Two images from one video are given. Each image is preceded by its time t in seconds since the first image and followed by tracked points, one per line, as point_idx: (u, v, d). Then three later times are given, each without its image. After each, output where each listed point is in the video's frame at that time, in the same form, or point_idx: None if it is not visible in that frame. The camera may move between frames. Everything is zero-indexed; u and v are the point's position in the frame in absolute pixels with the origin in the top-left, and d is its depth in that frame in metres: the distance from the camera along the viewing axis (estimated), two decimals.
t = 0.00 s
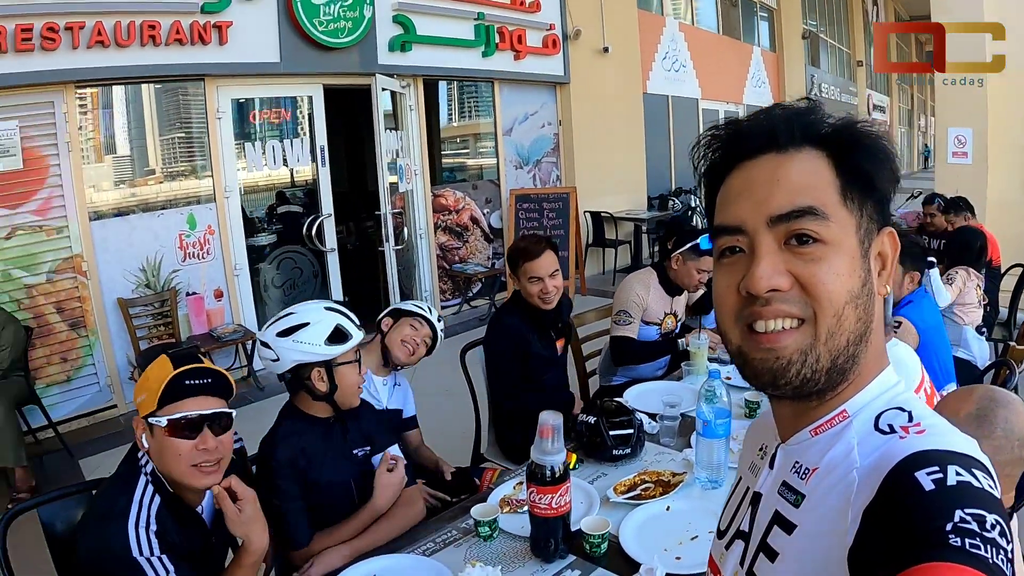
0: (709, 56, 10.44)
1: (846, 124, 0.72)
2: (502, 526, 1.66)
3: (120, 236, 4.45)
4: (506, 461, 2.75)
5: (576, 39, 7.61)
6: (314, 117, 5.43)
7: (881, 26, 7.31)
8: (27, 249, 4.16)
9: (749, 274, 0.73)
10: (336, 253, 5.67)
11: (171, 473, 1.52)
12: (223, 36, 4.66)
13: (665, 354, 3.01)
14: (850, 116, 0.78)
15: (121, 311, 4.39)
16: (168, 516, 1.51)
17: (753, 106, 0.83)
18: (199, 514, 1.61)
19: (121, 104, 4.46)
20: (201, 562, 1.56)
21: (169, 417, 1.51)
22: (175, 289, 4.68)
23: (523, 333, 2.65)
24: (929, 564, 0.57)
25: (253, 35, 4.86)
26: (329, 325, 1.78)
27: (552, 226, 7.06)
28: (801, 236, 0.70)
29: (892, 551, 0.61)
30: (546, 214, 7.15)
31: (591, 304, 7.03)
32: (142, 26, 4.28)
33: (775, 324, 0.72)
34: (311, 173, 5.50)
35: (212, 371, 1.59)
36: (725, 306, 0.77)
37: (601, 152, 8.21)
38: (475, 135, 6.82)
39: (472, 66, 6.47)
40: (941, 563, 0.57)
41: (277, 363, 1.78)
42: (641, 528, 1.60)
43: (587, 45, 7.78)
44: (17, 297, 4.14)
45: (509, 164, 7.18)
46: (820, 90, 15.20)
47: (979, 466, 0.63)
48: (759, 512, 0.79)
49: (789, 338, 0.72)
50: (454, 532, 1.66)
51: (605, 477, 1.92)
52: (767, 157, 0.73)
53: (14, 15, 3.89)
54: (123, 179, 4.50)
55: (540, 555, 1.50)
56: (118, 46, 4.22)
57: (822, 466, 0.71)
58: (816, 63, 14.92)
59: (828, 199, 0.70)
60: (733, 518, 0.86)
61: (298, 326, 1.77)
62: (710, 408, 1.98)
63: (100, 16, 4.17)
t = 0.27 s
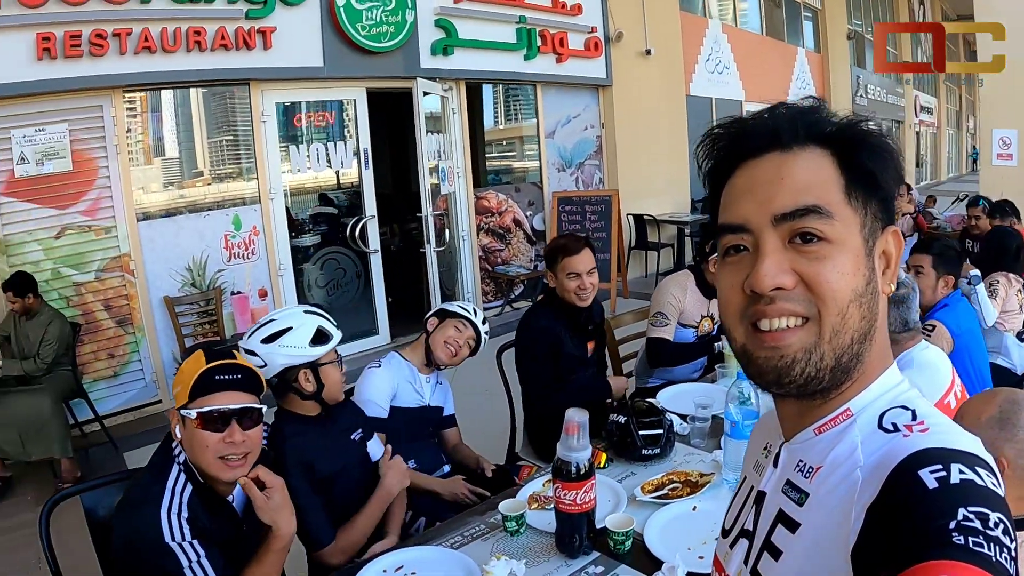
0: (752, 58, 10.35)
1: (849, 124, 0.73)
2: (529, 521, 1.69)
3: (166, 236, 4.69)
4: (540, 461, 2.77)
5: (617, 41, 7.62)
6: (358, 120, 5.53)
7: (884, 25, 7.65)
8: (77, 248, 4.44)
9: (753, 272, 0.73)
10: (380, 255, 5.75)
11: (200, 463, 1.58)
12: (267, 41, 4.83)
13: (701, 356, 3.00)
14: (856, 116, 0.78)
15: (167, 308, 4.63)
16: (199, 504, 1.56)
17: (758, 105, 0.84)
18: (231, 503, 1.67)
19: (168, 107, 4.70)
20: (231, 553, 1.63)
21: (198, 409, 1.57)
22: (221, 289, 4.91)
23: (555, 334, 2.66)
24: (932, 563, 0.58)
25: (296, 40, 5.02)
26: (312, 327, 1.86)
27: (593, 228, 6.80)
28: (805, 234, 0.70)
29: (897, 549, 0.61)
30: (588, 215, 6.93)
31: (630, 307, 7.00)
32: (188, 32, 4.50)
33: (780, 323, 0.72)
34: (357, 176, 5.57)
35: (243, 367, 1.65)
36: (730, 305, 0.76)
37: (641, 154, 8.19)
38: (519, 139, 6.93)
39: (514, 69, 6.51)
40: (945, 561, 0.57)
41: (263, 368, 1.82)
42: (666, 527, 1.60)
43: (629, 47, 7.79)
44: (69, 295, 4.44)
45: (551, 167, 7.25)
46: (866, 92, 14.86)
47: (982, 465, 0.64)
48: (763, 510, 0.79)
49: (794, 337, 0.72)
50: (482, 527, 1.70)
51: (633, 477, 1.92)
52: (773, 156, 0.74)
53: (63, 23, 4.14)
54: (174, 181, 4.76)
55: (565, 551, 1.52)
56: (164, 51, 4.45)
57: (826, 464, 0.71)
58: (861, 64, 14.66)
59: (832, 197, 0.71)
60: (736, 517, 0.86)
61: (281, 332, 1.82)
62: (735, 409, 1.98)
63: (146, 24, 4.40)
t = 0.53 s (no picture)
0: (789, 60, 10.24)
1: (856, 123, 0.73)
2: (552, 518, 1.71)
3: (206, 235, 4.82)
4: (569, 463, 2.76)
5: (653, 44, 7.61)
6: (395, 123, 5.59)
7: (886, 25, 7.92)
8: (118, 247, 4.61)
9: (760, 272, 0.73)
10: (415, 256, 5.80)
11: (221, 455, 1.61)
12: (304, 45, 4.94)
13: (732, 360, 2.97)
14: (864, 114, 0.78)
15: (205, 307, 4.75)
16: (223, 494, 1.62)
17: (766, 104, 0.84)
18: (255, 495, 1.73)
19: (209, 109, 4.82)
20: (256, 544, 1.69)
21: (219, 404, 1.60)
22: (259, 289, 5.02)
23: (583, 336, 2.68)
24: (939, 561, 0.58)
25: (334, 45, 5.12)
26: (323, 329, 1.89)
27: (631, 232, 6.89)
28: (812, 234, 0.71)
29: (904, 547, 0.62)
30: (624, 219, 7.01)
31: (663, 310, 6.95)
32: (226, 36, 4.62)
33: (787, 322, 0.72)
34: (394, 177, 5.65)
35: (264, 363, 1.67)
36: (737, 304, 0.77)
37: (675, 157, 8.15)
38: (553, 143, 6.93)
39: (550, 73, 6.53)
40: (952, 561, 0.58)
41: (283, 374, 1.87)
42: (687, 528, 1.60)
43: (665, 50, 7.75)
44: (109, 293, 4.61)
45: (588, 170, 7.25)
46: (906, 94, 14.56)
47: (988, 464, 0.64)
48: (769, 509, 0.79)
49: (800, 337, 0.72)
50: (505, 523, 1.74)
51: (657, 477, 1.93)
52: (779, 156, 0.74)
53: (105, 29, 4.30)
54: (214, 183, 4.89)
55: (586, 548, 1.53)
56: (203, 55, 4.58)
57: (832, 464, 0.71)
58: (901, 66, 14.39)
59: (838, 198, 0.71)
60: (743, 516, 0.86)
61: (294, 336, 1.87)
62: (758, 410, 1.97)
63: (185, 29, 4.53)
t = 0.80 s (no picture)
0: (831, 63, 10.11)
1: (861, 121, 0.73)
2: (579, 517, 1.74)
3: (250, 238, 5.00)
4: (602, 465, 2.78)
5: (693, 49, 7.61)
6: (436, 129, 5.65)
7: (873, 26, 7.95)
8: (164, 250, 4.80)
9: (763, 271, 0.74)
10: (457, 261, 5.83)
11: (259, 447, 1.68)
12: (345, 52, 5.04)
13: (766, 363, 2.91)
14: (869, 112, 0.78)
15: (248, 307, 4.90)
16: (257, 483, 1.68)
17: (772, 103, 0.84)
18: (289, 487, 1.78)
19: (254, 115, 4.98)
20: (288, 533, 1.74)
21: (257, 398, 1.67)
22: (301, 291, 5.15)
23: (615, 340, 2.69)
24: (939, 561, 0.59)
25: (376, 51, 5.22)
26: (360, 336, 1.95)
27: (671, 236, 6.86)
28: (815, 232, 0.71)
29: (903, 545, 0.62)
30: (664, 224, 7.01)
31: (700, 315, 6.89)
32: (271, 44, 4.75)
33: (790, 320, 0.72)
34: (435, 182, 5.70)
35: (300, 359, 1.74)
36: (740, 302, 0.77)
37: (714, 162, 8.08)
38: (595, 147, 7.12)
39: (590, 77, 6.57)
40: (951, 559, 0.58)
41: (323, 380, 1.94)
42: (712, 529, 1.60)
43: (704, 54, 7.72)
44: (154, 293, 4.81)
45: (629, 175, 7.33)
46: (951, 96, 14.18)
47: (990, 463, 0.64)
48: (773, 507, 0.80)
49: (803, 334, 0.72)
50: (533, 521, 1.78)
51: (685, 478, 1.93)
52: (783, 154, 0.74)
53: (151, 37, 4.46)
54: (260, 188, 5.05)
55: (610, 546, 1.55)
56: (247, 62, 4.71)
57: (835, 462, 0.72)
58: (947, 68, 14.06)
59: (842, 196, 0.71)
60: (747, 514, 0.87)
61: (333, 343, 1.93)
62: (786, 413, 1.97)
63: (230, 37, 4.67)
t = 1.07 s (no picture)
0: (864, 64, 9.97)
1: (867, 124, 0.72)
2: (602, 517, 1.76)
3: (283, 240, 5.10)
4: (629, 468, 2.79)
5: (725, 51, 7.56)
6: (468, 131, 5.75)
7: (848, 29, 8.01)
8: (198, 251, 4.91)
9: (769, 273, 0.73)
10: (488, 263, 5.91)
11: (288, 444, 1.70)
12: (377, 56, 5.12)
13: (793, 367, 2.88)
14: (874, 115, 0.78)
15: (281, 308, 5.02)
16: (285, 477, 1.72)
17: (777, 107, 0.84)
18: (315, 483, 1.82)
19: (289, 118, 5.09)
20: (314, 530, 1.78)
21: (289, 395, 1.69)
22: (332, 292, 5.25)
23: (638, 342, 2.66)
24: (945, 564, 0.58)
25: (408, 56, 5.29)
26: (404, 345, 1.94)
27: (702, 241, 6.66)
28: (821, 235, 0.70)
29: (909, 547, 0.62)
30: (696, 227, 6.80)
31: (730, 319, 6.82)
32: (303, 49, 4.85)
33: (796, 322, 0.71)
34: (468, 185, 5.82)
35: (332, 358, 1.76)
36: (747, 305, 0.76)
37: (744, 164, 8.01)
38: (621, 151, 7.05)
39: (621, 79, 6.56)
40: (957, 562, 0.58)
41: (362, 385, 1.96)
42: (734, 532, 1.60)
43: (736, 56, 7.67)
44: (188, 294, 4.92)
45: (661, 177, 7.32)
46: (988, 97, 13.84)
47: (998, 466, 0.64)
48: (781, 510, 0.79)
49: (810, 337, 0.71)
50: (556, 520, 1.81)
51: (709, 481, 1.92)
52: (789, 157, 0.74)
53: (185, 42, 4.56)
54: (294, 190, 5.16)
55: (631, 546, 1.57)
56: (280, 66, 4.80)
57: (841, 464, 0.71)
58: (983, 69, 13.76)
59: (848, 198, 0.70)
60: (755, 517, 0.86)
61: (376, 350, 1.94)
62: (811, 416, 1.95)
63: (263, 42, 4.76)
